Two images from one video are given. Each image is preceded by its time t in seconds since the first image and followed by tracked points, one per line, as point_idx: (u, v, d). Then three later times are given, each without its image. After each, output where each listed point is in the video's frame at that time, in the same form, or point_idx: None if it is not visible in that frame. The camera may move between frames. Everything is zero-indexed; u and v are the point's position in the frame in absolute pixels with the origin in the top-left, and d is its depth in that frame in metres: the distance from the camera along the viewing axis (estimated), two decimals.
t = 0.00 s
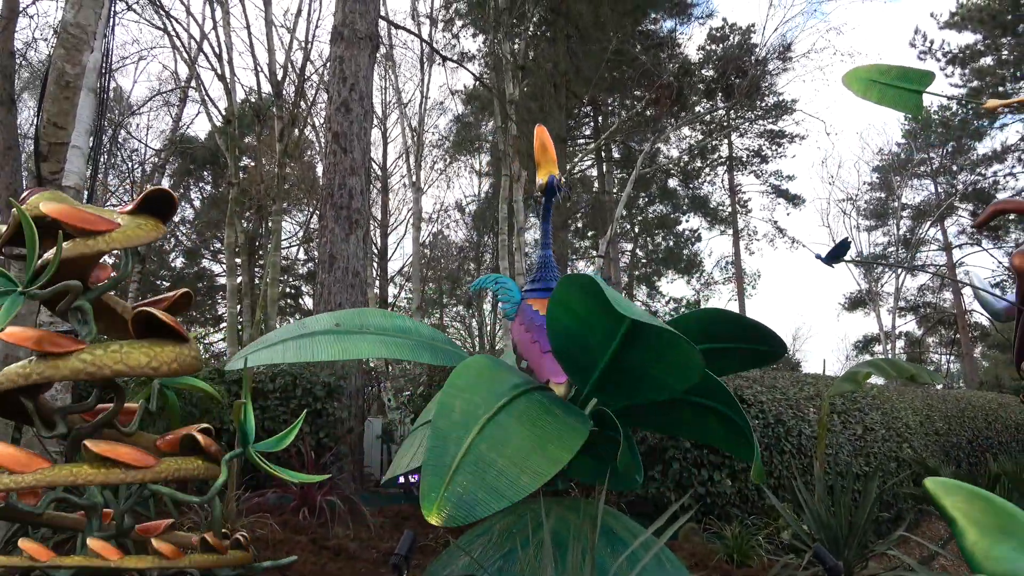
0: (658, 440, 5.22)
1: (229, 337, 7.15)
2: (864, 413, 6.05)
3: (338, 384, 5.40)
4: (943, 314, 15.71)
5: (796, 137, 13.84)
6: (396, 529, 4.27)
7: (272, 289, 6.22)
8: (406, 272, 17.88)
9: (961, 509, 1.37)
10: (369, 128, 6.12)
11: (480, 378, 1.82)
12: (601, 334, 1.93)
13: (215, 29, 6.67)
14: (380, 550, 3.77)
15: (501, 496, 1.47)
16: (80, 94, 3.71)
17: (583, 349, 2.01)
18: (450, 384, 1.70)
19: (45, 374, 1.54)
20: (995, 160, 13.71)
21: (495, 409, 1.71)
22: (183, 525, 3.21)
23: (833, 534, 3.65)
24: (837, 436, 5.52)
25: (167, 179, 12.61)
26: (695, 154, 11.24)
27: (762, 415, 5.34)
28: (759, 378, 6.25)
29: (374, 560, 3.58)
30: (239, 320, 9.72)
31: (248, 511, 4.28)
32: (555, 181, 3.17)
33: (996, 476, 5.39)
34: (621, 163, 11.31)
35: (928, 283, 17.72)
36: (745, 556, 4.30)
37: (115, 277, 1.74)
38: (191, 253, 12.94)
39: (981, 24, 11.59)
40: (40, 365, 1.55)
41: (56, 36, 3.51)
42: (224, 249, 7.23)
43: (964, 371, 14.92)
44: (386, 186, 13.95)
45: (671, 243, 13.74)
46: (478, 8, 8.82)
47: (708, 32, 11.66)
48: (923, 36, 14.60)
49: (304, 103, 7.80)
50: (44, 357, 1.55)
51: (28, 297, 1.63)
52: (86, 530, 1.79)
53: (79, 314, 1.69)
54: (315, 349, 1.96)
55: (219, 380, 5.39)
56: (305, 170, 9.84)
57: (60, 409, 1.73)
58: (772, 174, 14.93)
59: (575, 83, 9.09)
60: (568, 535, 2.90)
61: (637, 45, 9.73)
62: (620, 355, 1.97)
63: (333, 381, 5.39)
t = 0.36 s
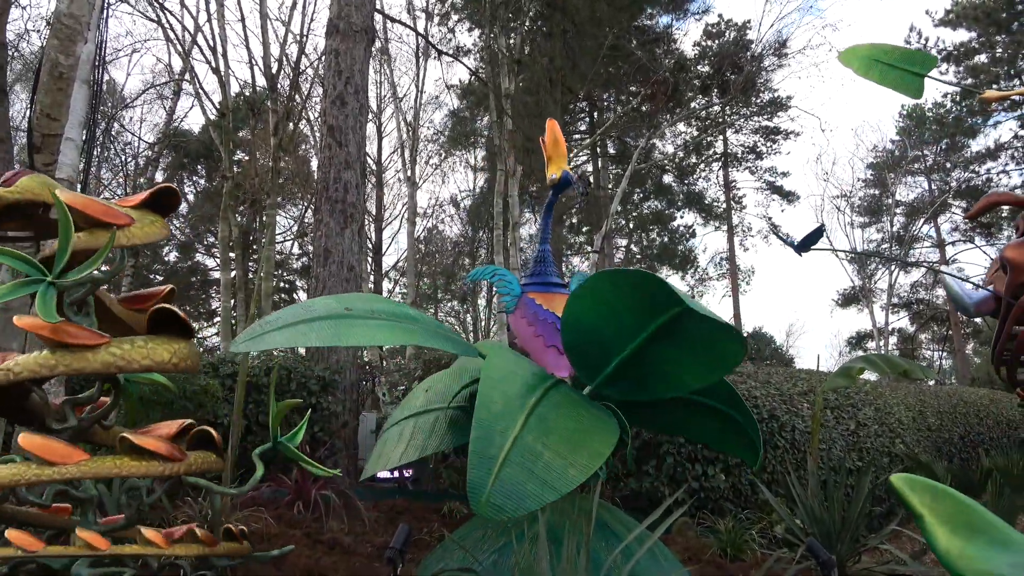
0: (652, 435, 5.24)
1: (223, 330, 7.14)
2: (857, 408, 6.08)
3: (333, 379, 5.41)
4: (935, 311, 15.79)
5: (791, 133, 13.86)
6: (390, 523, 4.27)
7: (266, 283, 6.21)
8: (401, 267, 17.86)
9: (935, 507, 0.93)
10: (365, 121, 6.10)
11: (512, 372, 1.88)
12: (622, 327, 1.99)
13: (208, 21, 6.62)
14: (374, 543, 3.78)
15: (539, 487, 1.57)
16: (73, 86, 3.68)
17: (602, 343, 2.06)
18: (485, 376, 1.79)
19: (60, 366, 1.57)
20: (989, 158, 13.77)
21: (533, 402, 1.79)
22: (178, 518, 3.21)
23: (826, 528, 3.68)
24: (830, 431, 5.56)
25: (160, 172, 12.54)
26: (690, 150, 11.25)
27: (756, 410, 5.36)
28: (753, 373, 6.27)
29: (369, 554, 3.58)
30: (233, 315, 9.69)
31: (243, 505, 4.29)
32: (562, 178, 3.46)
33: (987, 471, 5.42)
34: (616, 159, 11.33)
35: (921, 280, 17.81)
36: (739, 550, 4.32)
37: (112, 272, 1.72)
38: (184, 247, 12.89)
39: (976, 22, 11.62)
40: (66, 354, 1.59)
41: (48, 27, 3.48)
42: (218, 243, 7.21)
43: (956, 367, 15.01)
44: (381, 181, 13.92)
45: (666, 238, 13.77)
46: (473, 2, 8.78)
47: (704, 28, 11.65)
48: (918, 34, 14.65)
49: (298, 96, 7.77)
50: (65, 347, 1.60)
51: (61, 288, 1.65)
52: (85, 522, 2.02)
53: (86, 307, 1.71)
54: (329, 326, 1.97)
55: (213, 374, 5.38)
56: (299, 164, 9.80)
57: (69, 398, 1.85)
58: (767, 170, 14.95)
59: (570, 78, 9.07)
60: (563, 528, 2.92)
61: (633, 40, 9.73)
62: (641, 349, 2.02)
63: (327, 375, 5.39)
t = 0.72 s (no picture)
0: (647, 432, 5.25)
1: (218, 325, 7.11)
2: (851, 406, 6.10)
3: (328, 374, 5.41)
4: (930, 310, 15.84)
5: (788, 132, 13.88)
6: (385, 518, 4.27)
7: (262, 278, 6.19)
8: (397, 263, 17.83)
9: (914, 509, 1.12)
10: (361, 116, 6.08)
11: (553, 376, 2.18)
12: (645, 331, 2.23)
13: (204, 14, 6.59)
14: (369, 538, 3.78)
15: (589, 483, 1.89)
16: (69, 78, 3.67)
17: (620, 344, 2.29)
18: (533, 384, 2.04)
19: (92, 357, 1.74)
20: (984, 157, 13.81)
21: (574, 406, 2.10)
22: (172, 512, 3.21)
23: (820, 526, 3.69)
24: (825, 429, 5.57)
25: (156, 166, 12.48)
26: (687, 148, 11.26)
27: (751, 408, 5.38)
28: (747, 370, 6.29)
29: (364, 549, 3.58)
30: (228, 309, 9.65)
31: (238, 500, 4.28)
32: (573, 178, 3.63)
33: (980, 469, 5.44)
34: (613, 156, 11.34)
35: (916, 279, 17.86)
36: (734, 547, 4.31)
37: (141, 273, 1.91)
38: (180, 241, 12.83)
39: (972, 21, 11.65)
40: (98, 350, 1.75)
41: (44, 19, 3.47)
42: (213, 238, 7.18)
43: (950, 366, 15.06)
44: (377, 176, 13.89)
45: (662, 236, 13.78)
46: None
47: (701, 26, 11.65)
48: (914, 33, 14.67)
49: (294, 90, 7.74)
50: (84, 336, 1.75)
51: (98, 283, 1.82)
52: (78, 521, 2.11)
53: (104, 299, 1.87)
54: (358, 318, 2.17)
55: (208, 369, 5.37)
56: (295, 159, 9.77)
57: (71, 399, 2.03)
58: (764, 169, 14.99)
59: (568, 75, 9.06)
60: (558, 524, 2.94)
61: (630, 37, 9.73)
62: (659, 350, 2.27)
63: (323, 370, 5.39)
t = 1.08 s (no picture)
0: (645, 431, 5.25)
1: (216, 323, 7.11)
2: (849, 407, 6.11)
3: (327, 372, 5.41)
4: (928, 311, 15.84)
5: (788, 133, 13.87)
6: (383, 517, 4.27)
7: (260, 276, 6.20)
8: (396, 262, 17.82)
9: (898, 511, 1.15)
10: (361, 115, 6.08)
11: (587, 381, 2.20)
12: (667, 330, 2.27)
13: (203, 11, 6.58)
14: (366, 537, 3.78)
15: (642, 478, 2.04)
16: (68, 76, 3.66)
17: (637, 343, 2.31)
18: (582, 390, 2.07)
19: (128, 353, 1.95)
20: (984, 159, 13.82)
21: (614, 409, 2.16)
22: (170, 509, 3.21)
23: (817, 526, 3.69)
24: (822, 430, 5.57)
25: (155, 164, 12.47)
26: (687, 148, 11.26)
27: (749, 408, 5.37)
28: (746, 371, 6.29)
29: (361, 548, 3.58)
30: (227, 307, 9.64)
31: (235, 497, 4.29)
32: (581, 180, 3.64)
33: (978, 471, 5.44)
34: (612, 156, 11.34)
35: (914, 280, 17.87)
36: (731, 548, 4.30)
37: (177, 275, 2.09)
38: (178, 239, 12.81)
39: (972, 23, 11.66)
40: (130, 348, 1.95)
41: (43, 16, 3.46)
42: (213, 236, 7.18)
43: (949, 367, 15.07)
44: (376, 175, 13.88)
45: (661, 236, 13.78)
46: None
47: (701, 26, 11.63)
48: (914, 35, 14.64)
49: (294, 88, 7.73)
50: (111, 334, 1.94)
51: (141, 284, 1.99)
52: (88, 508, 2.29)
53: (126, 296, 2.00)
54: (387, 306, 2.25)
55: (207, 366, 5.37)
56: (294, 157, 9.76)
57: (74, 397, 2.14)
58: (763, 169, 14.97)
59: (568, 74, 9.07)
60: (555, 524, 2.94)
61: (631, 37, 9.73)
62: (675, 350, 2.32)
63: (321, 369, 5.39)
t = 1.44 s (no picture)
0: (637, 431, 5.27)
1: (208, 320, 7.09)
2: (840, 408, 6.14)
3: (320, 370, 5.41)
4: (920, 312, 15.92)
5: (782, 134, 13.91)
6: (374, 515, 4.26)
7: (253, 274, 6.18)
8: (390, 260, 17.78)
9: (885, 513, 1.12)
10: (355, 112, 6.07)
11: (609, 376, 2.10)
12: (671, 335, 2.20)
13: (196, 7, 6.55)
14: (358, 535, 3.78)
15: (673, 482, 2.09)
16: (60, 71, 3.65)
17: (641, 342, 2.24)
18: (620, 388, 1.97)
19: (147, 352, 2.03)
20: (976, 161, 13.90)
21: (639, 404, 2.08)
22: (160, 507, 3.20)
23: (807, 526, 3.70)
24: (814, 430, 5.60)
25: (148, 160, 12.40)
26: (681, 148, 11.28)
27: (740, 408, 5.39)
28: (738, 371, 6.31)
29: (352, 546, 3.58)
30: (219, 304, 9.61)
31: (227, 495, 4.29)
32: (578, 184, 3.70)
33: (967, 472, 5.48)
34: (607, 156, 11.35)
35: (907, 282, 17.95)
36: (722, 547, 4.32)
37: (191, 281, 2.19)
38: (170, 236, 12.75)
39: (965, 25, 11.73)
40: (151, 349, 2.03)
41: (35, 10, 3.44)
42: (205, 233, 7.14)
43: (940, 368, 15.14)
44: (371, 173, 13.85)
45: (655, 236, 13.80)
46: None
47: (696, 26, 11.64)
48: (908, 36, 14.67)
49: (288, 86, 7.72)
50: (129, 334, 2.01)
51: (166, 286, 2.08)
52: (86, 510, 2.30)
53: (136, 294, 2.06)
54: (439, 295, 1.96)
55: (199, 363, 5.36)
56: (288, 155, 9.73)
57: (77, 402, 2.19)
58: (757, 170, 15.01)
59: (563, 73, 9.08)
60: (546, 522, 2.96)
61: (626, 37, 9.72)
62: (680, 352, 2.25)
63: (314, 366, 5.39)
